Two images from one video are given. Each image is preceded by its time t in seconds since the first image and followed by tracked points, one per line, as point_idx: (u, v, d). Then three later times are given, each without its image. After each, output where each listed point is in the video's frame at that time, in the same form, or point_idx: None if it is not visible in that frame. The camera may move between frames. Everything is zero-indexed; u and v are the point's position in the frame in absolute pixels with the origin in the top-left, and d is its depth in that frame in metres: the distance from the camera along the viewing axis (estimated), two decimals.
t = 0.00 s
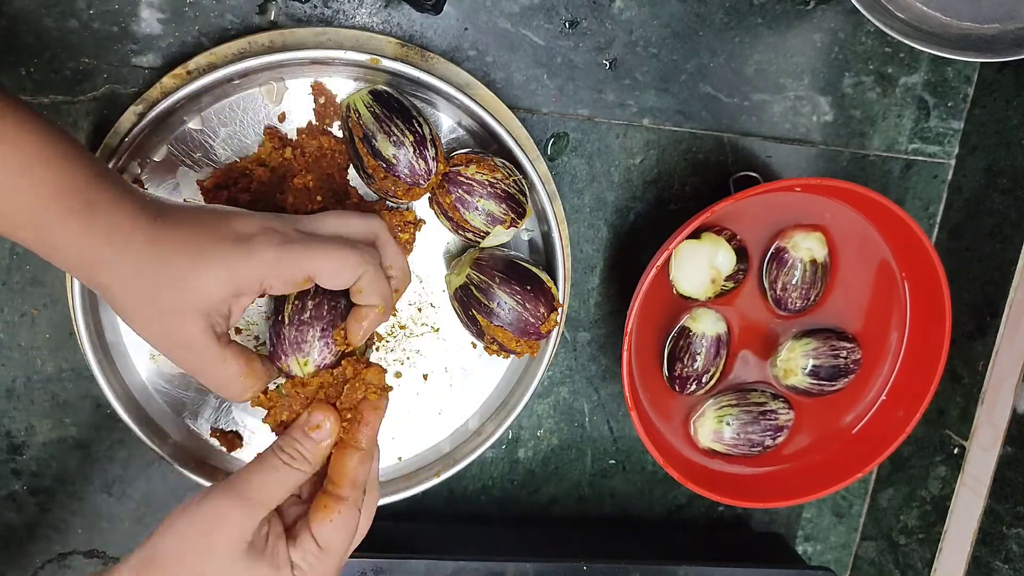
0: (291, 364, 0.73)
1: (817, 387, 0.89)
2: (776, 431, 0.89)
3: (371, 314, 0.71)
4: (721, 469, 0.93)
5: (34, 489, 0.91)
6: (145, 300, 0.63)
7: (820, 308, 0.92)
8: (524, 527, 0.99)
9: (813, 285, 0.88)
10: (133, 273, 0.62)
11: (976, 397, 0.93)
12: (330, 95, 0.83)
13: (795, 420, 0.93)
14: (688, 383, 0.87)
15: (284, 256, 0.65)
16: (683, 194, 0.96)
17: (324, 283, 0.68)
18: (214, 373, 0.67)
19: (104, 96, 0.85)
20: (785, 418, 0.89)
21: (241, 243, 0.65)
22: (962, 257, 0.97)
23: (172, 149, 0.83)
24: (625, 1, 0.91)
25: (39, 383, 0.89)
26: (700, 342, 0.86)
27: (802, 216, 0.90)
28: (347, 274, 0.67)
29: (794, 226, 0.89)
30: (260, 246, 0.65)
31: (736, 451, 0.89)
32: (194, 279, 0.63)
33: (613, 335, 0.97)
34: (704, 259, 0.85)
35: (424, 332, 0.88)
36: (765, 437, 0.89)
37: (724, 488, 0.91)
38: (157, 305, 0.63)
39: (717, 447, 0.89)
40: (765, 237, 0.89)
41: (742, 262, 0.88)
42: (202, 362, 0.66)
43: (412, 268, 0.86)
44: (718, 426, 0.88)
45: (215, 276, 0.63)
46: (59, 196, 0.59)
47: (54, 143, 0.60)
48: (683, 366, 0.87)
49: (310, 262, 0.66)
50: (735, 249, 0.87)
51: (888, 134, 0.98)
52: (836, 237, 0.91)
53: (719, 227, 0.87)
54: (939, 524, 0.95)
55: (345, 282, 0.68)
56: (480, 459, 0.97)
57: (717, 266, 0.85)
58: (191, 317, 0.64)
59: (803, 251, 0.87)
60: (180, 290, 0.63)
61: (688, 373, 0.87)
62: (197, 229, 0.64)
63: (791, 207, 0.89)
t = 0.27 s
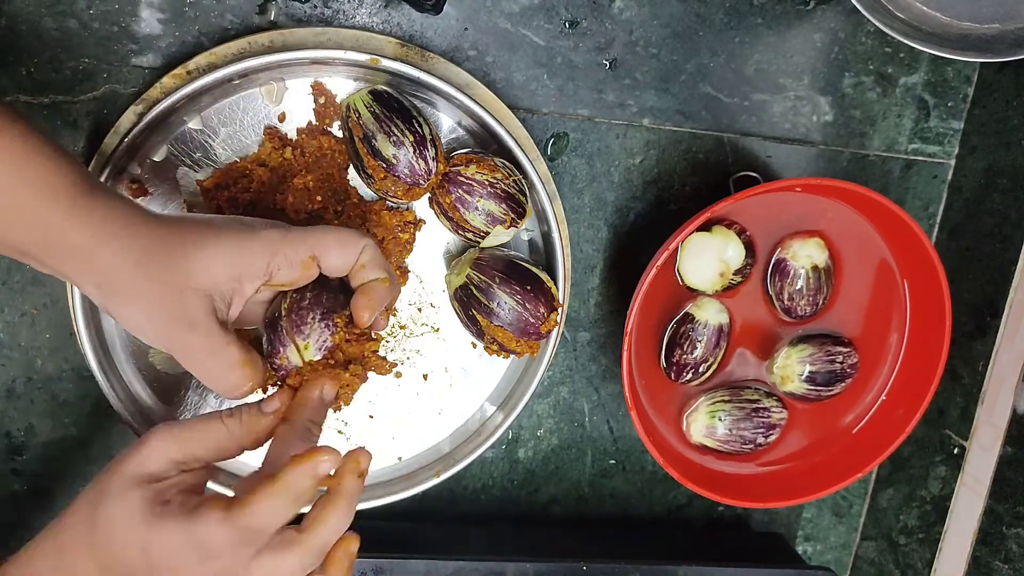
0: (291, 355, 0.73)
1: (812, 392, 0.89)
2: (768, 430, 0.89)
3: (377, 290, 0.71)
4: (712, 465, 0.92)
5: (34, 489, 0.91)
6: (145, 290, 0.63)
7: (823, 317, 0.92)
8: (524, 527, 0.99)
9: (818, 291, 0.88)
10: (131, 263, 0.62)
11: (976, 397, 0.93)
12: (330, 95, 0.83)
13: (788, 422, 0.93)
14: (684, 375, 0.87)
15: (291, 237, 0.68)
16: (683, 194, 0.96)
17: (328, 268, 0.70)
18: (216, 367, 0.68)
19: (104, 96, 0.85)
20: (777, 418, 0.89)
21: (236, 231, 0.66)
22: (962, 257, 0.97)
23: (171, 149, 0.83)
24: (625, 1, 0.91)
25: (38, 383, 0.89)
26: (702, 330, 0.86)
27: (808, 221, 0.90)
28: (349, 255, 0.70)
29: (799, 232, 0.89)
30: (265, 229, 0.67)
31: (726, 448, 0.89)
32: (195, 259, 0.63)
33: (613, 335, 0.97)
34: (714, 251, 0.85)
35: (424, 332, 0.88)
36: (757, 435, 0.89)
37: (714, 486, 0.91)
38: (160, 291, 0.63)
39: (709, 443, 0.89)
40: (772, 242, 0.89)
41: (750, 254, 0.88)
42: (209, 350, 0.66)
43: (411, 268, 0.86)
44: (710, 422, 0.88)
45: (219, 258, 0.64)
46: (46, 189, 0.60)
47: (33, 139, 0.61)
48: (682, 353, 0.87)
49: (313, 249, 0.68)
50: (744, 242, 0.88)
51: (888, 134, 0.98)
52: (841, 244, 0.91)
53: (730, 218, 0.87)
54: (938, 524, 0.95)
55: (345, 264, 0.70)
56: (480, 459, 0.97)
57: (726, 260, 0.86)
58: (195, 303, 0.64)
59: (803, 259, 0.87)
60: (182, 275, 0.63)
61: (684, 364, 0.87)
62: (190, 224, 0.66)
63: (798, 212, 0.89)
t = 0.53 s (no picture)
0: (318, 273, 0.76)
1: (809, 395, 0.89)
2: (761, 427, 0.89)
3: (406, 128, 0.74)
4: (705, 462, 0.92)
5: (34, 489, 0.91)
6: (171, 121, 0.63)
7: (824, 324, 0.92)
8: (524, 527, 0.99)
9: (823, 297, 0.88)
10: (154, 103, 0.63)
11: (976, 397, 0.93)
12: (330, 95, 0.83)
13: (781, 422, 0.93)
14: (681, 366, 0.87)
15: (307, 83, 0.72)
16: (683, 194, 0.96)
17: (356, 112, 0.74)
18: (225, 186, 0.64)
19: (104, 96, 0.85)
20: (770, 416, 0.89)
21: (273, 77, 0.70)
22: (962, 258, 0.97)
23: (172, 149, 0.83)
24: (625, 1, 0.91)
25: (38, 383, 0.89)
26: (705, 322, 0.86)
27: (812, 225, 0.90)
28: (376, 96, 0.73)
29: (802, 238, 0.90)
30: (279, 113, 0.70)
31: (719, 443, 0.89)
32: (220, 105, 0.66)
33: (613, 335, 0.97)
34: (724, 244, 0.85)
35: (424, 332, 0.88)
36: (750, 431, 0.88)
37: (705, 481, 0.91)
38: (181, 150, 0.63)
39: (702, 437, 0.89)
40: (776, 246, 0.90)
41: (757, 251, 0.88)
42: (233, 198, 0.65)
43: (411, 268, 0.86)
44: (704, 416, 0.88)
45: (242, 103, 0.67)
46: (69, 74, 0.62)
47: (53, 53, 0.62)
48: (680, 344, 0.87)
49: (347, 87, 0.72)
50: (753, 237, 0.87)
51: (888, 134, 0.98)
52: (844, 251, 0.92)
53: (738, 214, 0.88)
54: (939, 524, 0.95)
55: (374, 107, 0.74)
56: (480, 459, 0.97)
57: (736, 254, 0.85)
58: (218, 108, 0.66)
59: (803, 266, 0.87)
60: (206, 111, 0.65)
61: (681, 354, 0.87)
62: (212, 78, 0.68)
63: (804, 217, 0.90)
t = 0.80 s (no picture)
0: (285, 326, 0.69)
1: (805, 398, 0.89)
2: (755, 425, 0.89)
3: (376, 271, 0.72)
4: (698, 459, 0.92)
5: (34, 489, 0.91)
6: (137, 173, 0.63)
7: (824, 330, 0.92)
8: (524, 527, 0.99)
9: (827, 303, 0.88)
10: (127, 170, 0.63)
11: (976, 397, 0.93)
12: (330, 95, 0.83)
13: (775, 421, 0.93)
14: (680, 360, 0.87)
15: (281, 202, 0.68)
16: (683, 194, 0.96)
17: (320, 241, 0.72)
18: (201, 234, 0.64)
19: (104, 96, 0.85)
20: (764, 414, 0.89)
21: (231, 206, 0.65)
22: (962, 258, 0.97)
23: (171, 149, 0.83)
24: (625, 1, 0.91)
25: (38, 383, 0.89)
26: (710, 317, 0.86)
27: (815, 228, 0.90)
28: (345, 226, 0.71)
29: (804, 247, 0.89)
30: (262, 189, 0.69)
31: (712, 439, 0.89)
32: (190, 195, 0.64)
33: (613, 335, 0.97)
34: (730, 240, 0.85)
35: (423, 332, 0.88)
36: (744, 429, 0.89)
37: (698, 477, 0.91)
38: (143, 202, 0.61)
39: (695, 432, 0.89)
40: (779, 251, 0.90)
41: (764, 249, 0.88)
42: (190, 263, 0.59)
43: (410, 269, 0.86)
44: (699, 411, 0.88)
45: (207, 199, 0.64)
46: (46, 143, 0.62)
47: (32, 100, 0.63)
48: (680, 336, 0.86)
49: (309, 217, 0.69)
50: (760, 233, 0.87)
51: (888, 134, 0.98)
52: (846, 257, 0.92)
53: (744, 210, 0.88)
54: (938, 524, 0.95)
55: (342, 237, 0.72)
56: (480, 459, 0.97)
57: (742, 250, 0.86)
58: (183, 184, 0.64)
59: (804, 276, 0.87)
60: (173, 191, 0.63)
61: (678, 346, 0.87)
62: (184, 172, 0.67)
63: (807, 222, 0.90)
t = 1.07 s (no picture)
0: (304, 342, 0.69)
1: (801, 400, 0.89)
2: (749, 422, 0.89)
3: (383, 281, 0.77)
4: (690, 454, 0.92)
5: (34, 489, 0.91)
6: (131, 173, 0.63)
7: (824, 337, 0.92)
8: (524, 527, 0.99)
9: (829, 308, 0.88)
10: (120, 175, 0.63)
11: (976, 397, 0.93)
12: (330, 95, 0.83)
13: (769, 420, 0.93)
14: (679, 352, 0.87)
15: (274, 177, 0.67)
16: (683, 194, 0.96)
17: (319, 214, 0.72)
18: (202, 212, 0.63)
19: (104, 96, 0.85)
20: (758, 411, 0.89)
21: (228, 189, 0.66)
22: (962, 258, 0.97)
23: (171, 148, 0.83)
24: (625, 1, 0.91)
25: (38, 383, 0.89)
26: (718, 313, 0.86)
27: (817, 231, 0.90)
28: (346, 205, 0.71)
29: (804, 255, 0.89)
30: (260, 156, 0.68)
31: (706, 434, 0.89)
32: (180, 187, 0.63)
33: (613, 335, 0.97)
34: (738, 236, 0.85)
35: (423, 332, 0.88)
36: (738, 426, 0.88)
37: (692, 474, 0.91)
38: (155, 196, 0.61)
39: (689, 426, 0.89)
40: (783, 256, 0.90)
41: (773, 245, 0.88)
42: (200, 244, 0.58)
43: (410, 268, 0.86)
44: (694, 405, 0.88)
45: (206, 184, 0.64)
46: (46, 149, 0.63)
47: (33, 100, 0.65)
48: (683, 327, 0.86)
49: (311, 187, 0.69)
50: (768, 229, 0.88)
51: (888, 134, 0.98)
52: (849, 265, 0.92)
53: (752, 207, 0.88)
54: (939, 524, 0.95)
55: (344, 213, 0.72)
56: (480, 459, 0.97)
57: (750, 246, 0.86)
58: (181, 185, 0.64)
59: (804, 286, 0.87)
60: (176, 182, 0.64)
61: (676, 337, 0.86)
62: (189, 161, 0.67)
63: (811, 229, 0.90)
